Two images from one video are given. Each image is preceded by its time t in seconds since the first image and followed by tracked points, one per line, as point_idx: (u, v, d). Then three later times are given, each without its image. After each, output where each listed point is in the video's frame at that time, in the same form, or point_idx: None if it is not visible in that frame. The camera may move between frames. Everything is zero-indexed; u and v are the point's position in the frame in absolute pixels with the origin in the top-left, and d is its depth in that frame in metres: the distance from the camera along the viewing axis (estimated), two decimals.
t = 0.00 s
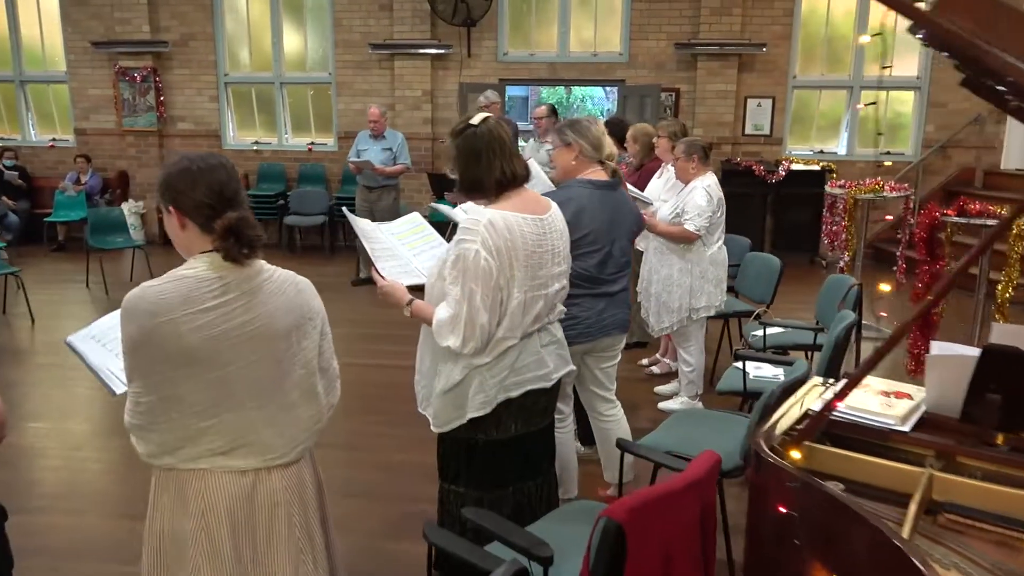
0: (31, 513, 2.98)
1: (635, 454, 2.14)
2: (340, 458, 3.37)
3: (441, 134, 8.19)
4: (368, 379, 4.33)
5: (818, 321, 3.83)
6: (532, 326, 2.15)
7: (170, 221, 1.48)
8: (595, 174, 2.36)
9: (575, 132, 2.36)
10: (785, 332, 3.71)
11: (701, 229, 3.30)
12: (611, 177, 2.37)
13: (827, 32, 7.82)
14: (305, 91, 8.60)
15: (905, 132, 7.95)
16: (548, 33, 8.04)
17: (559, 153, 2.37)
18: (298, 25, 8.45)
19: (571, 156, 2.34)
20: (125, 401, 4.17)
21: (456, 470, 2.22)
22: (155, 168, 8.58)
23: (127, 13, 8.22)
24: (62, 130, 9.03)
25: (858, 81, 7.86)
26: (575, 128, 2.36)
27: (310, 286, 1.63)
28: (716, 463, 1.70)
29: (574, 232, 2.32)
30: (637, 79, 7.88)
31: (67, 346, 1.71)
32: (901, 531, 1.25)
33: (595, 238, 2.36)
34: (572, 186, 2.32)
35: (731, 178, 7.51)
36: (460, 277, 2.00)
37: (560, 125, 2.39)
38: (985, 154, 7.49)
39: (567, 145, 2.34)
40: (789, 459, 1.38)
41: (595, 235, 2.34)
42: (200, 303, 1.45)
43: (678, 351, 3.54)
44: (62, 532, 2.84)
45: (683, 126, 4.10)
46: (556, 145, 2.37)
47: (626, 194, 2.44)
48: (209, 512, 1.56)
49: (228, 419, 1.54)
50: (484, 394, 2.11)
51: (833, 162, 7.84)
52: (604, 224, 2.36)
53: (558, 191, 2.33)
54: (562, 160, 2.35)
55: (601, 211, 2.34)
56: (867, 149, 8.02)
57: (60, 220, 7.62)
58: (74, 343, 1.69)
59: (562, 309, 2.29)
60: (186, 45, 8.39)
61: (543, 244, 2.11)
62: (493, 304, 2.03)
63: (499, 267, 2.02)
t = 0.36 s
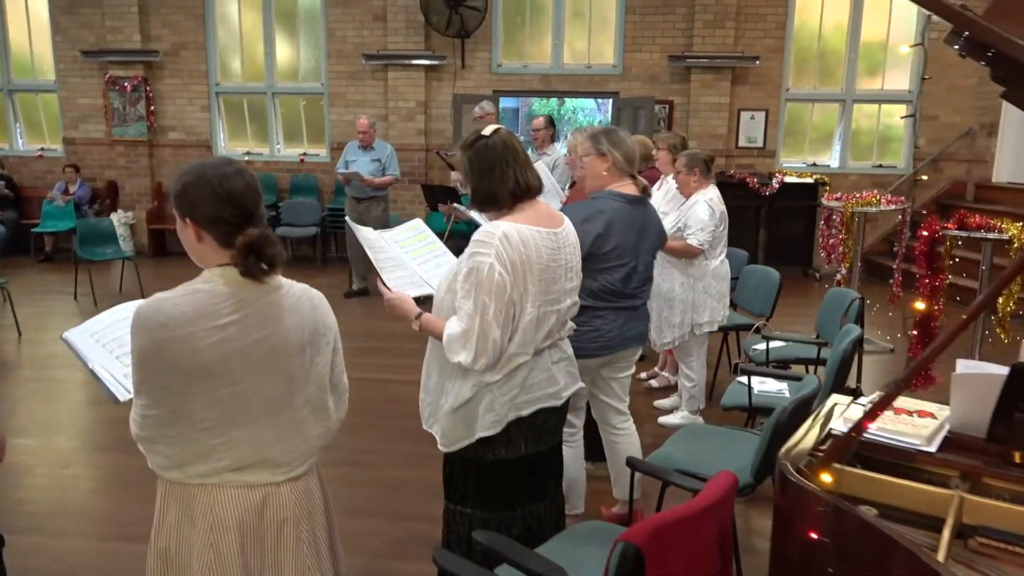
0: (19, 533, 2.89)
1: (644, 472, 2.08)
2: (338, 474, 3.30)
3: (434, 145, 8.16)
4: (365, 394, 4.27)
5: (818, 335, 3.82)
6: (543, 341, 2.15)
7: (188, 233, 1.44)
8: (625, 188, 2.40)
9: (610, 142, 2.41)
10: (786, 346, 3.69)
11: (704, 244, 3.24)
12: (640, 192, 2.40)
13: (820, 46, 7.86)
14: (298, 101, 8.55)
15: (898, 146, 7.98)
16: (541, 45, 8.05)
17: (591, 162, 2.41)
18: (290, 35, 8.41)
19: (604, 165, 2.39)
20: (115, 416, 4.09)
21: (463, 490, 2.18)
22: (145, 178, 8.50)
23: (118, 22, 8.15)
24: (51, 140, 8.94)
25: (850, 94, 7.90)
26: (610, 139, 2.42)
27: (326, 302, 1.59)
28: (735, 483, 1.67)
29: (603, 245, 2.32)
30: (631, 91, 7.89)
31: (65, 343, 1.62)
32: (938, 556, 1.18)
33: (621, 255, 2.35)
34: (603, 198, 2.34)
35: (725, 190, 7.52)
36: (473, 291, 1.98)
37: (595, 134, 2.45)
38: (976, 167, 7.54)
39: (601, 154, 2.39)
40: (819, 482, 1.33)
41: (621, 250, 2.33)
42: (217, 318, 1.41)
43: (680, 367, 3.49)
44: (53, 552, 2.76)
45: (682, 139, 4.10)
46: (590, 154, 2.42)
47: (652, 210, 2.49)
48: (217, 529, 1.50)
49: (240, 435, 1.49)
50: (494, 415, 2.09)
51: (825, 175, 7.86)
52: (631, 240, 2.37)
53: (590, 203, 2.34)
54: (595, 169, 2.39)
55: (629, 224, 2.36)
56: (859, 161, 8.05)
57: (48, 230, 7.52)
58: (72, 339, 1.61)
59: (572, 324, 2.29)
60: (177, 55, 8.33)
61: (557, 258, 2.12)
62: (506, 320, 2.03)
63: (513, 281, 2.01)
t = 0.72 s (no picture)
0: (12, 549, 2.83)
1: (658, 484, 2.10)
2: (339, 486, 3.25)
3: (430, 152, 8.13)
4: (363, 404, 4.22)
5: (820, 343, 3.79)
6: (553, 352, 2.12)
7: (199, 242, 1.35)
8: (655, 197, 2.46)
9: (642, 153, 2.52)
10: (789, 354, 3.70)
11: (710, 254, 3.22)
12: (669, 203, 2.45)
13: (814, 53, 7.89)
14: (292, 108, 8.51)
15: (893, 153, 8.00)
16: (537, 52, 8.05)
17: (624, 170, 2.49)
18: (285, 42, 8.38)
19: (637, 174, 2.47)
20: (110, 428, 4.02)
21: (475, 507, 2.17)
22: (137, 185, 8.43)
23: (110, 29, 8.09)
24: (42, 147, 8.86)
25: (845, 102, 7.93)
26: (642, 148, 2.51)
27: (340, 318, 1.53)
28: (755, 496, 1.65)
29: (636, 256, 2.32)
30: (627, 98, 7.89)
31: (66, 364, 1.54)
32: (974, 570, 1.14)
33: (653, 263, 2.36)
34: (634, 207, 2.35)
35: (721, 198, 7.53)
36: (483, 296, 1.95)
37: (627, 144, 2.53)
38: (970, 174, 7.58)
39: (634, 163, 2.48)
40: (852, 497, 1.28)
41: (655, 258, 2.33)
42: (231, 332, 1.33)
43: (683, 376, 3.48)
44: (49, 569, 2.69)
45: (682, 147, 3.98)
46: (622, 163, 2.51)
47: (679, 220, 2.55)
48: (225, 551, 1.42)
49: (251, 453, 1.41)
50: (507, 428, 2.07)
51: (820, 182, 7.87)
52: (663, 249, 2.38)
53: (621, 212, 2.35)
54: (628, 177, 2.48)
55: (661, 233, 2.38)
56: (854, 168, 8.07)
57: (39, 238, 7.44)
58: (74, 360, 1.53)
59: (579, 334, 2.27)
60: (171, 61, 8.28)
61: (566, 266, 2.09)
62: (514, 325, 1.99)
63: (522, 284, 1.98)
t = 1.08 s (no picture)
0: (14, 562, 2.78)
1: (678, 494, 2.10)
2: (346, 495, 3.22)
3: (427, 157, 8.11)
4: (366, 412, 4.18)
5: (828, 348, 3.79)
6: (569, 363, 2.07)
7: (210, 253, 1.32)
8: (682, 205, 2.53)
9: (665, 163, 2.59)
10: (797, 361, 3.70)
11: (722, 261, 3.25)
12: (696, 210, 2.52)
13: (811, 60, 7.92)
14: (288, 114, 8.47)
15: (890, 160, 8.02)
16: (534, 59, 8.05)
17: (651, 182, 2.57)
18: (281, 47, 8.35)
19: (663, 185, 2.55)
20: (110, 438, 3.96)
21: (490, 521, 2.13)
22: (132, 190, 8.35)
23: (105, 33, 8.03)
24: (35, 152, 8.77)
25: (841, 108, 7.97)
26: (664, 157, 2.59)
27: (355, 329, 1.48)
28: (785, 509, 1.62)
29: (670, 265, 2.39)
30: (625, 104, 7.90)
31: (78, 394, 1.49)
32: None
33: (686, 271, 2.44)
34: (665, 217, 2.42)
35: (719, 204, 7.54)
36: (498, 304, 1.92)
37: (649, 155, 2.61)
38: (966, 180, 7.64)
39: (659, 175, 2.56)
40: (899, 514, 1.26)
41: (689, 266, 2.42)
42: (241, 346, 1.29)
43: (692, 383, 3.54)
44: None
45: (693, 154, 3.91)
46: (647, 174, 2.58)
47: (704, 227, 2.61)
48: None
49: (267, 474, 1.37)
50: (523, 440, 2.04)
51: (818, 188, 7.90)
52: (694, 256, 2.47)
53: (652, 221, 2.42)
54: (654, 188, 2.56)
55: (692, 241, 2.45)
56: (851, 175, 8.10)
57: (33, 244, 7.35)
58: (85, 388, 1.48)
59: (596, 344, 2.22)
60: (166, 66, 8.23)
61: (583, 274, 2.05)
62: (530, 335, 1.96)
63: (537, 293, 1.95)
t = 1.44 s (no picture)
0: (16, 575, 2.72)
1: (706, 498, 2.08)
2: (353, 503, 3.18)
3: (420, 161, 8.08)
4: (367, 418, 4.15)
5: (830, 348, 3.83)
6: (590, 370, 2.02)
7: (227, 257, 1.23)
8: (694, 209, 2.58)
9: (675, 168, 2.63)
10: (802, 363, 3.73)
11: (730, 264, 3.29)
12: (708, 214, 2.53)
13: (802, 63, 7.97)
14: (279, 117, 8.41)
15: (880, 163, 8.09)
16: (527, 62, 8.05)
17: (661, 188, 2.62)
18: (272, 50, 8.28)
19: (673, 190, 2.60)
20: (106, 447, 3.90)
21: (511, 532, 2.09)
22: (120, 195, 8.25)
23: (93, 36, 7.94)
24: (20, 157, 8.65)
25: (832, 112, 8.03)
26: (674, 161, 2.63)
27: (375, 334, 1.37)
28: (817, 514, 1.61)
29: (688, 269, 2.39)
30: (617, 107, 7.90)
31: (94, 393, 1.37)
32: None
33: (702, 275, 2.45)
34: (680, 221, 2.43)
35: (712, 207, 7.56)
36: (517, 312, 1.88)
37: (658, 158, 2.64)
38: (955, 182, 7.72)
39: (670, 181, 2.60)
40: (953, 519, 1.26)
41: (705, 270, 2.42)
42: (256, 353, 1.19)
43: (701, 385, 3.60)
44: None
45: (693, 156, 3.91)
46: (657, 179, 2.63)
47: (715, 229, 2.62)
48: None
49: (286, 489, 1.26)
50: (543, 450, 1.99)
51: (810, 191, 7.94)
52: (709, 260, 2.48)
53: (667, 225, 2.42)
54: (665, 194, 2.61)
55: (706, 245, 2.46)
56: (842, 177, 8.15)
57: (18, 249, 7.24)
58: (107, 390, 1.36)
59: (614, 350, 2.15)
60: (154, 70, 8.14)
61: (602, 279, 1.99)
62: (552, 343, 1.91)
63: (556, 299, 1.89)
